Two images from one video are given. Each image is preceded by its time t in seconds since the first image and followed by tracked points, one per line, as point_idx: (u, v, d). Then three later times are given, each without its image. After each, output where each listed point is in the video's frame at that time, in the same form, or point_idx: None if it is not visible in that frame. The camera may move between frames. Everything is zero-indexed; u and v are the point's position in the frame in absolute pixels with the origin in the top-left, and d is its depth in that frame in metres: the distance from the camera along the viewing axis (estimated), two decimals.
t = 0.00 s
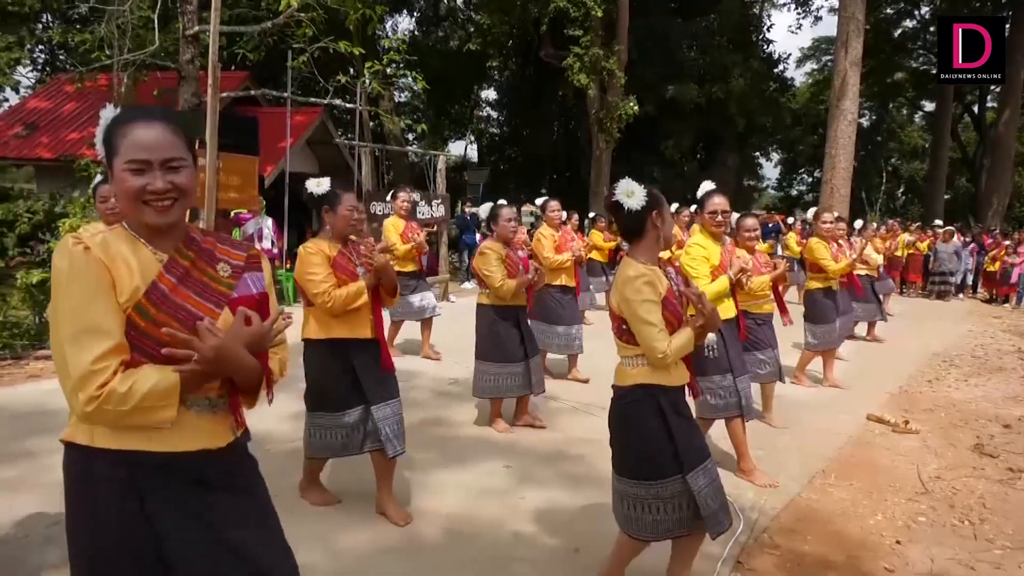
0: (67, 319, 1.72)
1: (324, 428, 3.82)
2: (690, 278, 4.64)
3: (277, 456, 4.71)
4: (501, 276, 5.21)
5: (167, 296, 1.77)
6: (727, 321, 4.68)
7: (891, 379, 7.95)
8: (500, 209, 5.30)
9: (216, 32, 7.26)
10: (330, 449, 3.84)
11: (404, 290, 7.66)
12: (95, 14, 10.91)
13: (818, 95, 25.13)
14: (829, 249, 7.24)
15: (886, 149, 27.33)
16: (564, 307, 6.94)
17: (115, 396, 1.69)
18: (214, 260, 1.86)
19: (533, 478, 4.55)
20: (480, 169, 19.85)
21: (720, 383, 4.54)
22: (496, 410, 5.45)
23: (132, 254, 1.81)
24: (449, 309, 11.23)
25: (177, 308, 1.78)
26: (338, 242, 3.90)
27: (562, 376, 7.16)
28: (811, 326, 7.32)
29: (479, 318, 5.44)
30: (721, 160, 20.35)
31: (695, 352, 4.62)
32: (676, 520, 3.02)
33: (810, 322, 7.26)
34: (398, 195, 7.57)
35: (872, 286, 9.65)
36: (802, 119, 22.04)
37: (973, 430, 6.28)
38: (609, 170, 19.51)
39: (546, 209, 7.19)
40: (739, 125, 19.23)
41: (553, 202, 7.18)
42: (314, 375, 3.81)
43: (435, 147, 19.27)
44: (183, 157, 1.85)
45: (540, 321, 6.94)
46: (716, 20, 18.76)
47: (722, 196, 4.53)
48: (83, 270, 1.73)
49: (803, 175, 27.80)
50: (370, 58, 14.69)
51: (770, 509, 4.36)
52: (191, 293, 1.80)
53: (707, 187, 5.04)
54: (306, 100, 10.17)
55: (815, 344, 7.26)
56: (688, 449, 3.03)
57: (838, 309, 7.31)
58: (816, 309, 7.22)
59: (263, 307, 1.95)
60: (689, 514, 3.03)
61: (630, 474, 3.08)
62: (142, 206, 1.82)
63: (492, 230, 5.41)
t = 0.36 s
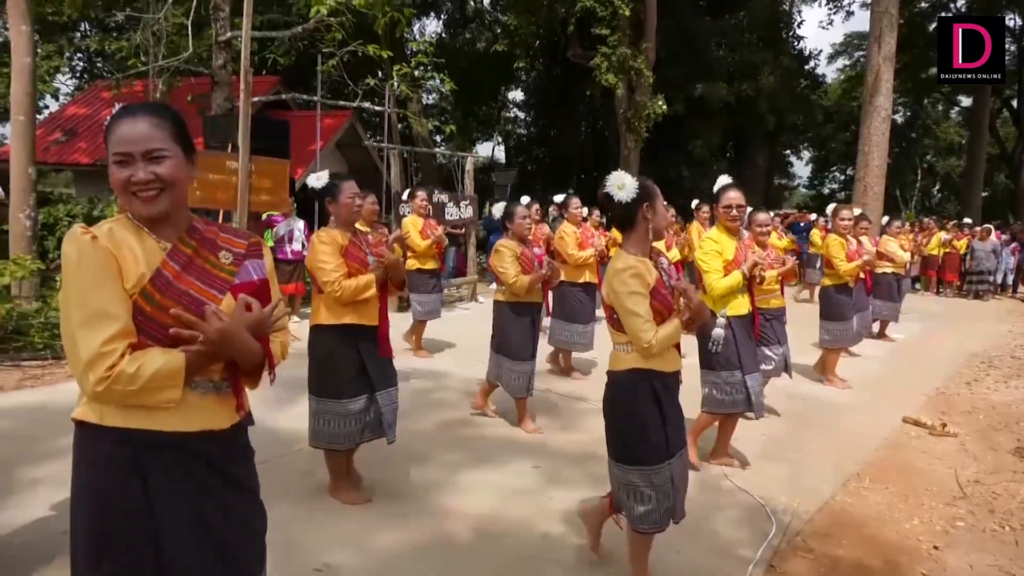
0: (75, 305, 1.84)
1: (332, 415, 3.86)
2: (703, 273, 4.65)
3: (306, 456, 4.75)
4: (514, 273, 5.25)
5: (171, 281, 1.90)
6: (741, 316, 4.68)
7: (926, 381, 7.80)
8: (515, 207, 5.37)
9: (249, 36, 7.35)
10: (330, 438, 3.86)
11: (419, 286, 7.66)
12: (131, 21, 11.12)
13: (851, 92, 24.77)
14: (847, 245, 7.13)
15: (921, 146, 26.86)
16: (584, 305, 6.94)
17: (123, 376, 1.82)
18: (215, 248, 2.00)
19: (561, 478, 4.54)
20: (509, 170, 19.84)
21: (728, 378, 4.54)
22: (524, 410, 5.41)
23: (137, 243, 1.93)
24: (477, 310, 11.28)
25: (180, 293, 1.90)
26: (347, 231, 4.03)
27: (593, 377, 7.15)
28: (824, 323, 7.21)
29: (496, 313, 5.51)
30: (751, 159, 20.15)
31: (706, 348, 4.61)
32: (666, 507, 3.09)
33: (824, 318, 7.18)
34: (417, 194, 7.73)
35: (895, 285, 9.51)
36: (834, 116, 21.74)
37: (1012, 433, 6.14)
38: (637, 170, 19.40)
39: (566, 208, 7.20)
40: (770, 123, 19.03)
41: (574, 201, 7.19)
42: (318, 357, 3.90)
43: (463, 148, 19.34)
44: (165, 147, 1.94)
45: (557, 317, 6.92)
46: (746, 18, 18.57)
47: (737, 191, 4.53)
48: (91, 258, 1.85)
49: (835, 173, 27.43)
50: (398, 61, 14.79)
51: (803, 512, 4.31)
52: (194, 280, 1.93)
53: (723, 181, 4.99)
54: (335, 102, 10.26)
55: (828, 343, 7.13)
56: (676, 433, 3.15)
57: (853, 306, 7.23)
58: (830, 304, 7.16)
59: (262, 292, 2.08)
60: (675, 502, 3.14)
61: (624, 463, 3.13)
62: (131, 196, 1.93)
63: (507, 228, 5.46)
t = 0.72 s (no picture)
0: (83, 297, 1.92)
1: (352, 408, 3.90)
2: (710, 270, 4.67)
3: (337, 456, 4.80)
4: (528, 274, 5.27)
5: (175, 277, 1.97)
6: (745, 316, 4.65)
7: (962, 384, 7.64)
8: (525, 209, 5.38)
9: (279, 41, 7.45)
10: (354, 427, 3.87)
11: (442, 286, 7.71)
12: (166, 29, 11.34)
13: (883, 90, 24.39)
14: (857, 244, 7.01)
15: (956, 144, 26.35)
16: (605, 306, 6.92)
17: (125, 365, 1.89)
18: (221, 245, 2.08)
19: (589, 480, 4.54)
20: (536, 171, 19.80)
21: (715, 375, 4.66)
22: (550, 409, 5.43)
23: (143, 240, 2.01)
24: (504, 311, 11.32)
25: (184, 289, 1.98)
26: (364, 232, 4.10)
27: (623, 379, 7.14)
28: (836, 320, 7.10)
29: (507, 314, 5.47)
30: (781, 158, 19.92)
31: (707, 344, 4.74)
32: (645, 492, 3.12)
33: (836, 316, 7.06)
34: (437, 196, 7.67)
35: (919, 284, 9.33)
36: (865, 115, 21.42)
37: None
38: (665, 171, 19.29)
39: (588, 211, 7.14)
40: (800, 122, 18.80)
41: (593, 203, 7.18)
42: (333, 352, 3.97)
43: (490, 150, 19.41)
44: (171, 147, 2.01)
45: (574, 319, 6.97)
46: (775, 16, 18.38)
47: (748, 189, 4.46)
48: (98, 254, 1.93)
49: (867, 172, 27.03)
50: (425, 64, 14.86)
51: (836, 516, 4.25)
52: (197, 276, 2.00)
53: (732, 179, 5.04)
54: (364, 106, 10.33)
55: (847, 342, 7.01)
56: (649, 423, 3.24)
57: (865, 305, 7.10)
58: (843, 303, 7.01)
59: (263, 288, 2.15)
60: (657, 489, 3.17)
61: (600, 447, 3.23)
62: (138, 191, 2.01)
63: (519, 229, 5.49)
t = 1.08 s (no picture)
0: (88, 308, 1.95)
1: (367, 406, 3.95)
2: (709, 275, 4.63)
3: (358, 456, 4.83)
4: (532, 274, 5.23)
5: (175, 285, 1.99)
6: (744, 319, 4.61)
7: (990, 386, 7.51)
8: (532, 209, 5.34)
9: (302, 43, 7.52)
10: (365, 424, 3.96)
11: (458, 288, 7.71)
12: (192, 32, 11.49)
13: (909, 88, 24.07)
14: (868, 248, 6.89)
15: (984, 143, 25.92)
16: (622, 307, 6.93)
17: (132, 374, 1.93)
18: (220, 250, 2.08)
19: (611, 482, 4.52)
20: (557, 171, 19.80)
21: (724, 377, 4.60)
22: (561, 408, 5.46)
23: (144, 250, 2.03)
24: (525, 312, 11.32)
25: (184, 296, 2.00)
26: (371, 234, 4.13)
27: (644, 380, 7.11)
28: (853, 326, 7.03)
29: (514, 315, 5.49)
30: (804, 158, 19.73)
31: (705, 345, 4.71)
32: (658, 481, 3.15)
33: (853, 320, 7.00)
34: (452, 201, 7.73)
35: (932, 285, 9.19)
36: (891, 114, 21.14)
37: None
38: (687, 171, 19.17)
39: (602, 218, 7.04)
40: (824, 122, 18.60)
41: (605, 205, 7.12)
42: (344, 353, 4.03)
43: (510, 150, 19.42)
44: (172, 160, 2.04)
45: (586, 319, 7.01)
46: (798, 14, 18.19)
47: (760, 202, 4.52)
48: (99, 266, 1.96)
49: (893, 172, 26.70)
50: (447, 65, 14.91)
51: (861, 520, 4.20)
52: (198, 283, 2.01)
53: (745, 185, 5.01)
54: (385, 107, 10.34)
55: (863, 343, 6.95)
56: (654, 413, 3.23)
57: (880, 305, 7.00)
58: (858, 305, 6.93)
59: (264, 293, 2.16)
60: (670, 476, 3.18)
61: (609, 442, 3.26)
62: (141, 204, 2.04)
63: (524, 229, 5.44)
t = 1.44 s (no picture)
0: (84, 306, 1.98)
1: (355, 399, 4.00)
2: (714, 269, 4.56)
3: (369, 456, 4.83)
4: (531, 269, 5.24)
5: (169, 281, 2.01)
6: (749, 313, 4.64)
7: (1011, 388, 7.42)
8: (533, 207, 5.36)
9: (318, 45, 7.56)
10: (352, 418, 4.02)
11: (460, 286, 7.75)
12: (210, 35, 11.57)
13: (928, 87, 23.82)
14: (876, 244, 6.78)
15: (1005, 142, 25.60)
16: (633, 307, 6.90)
17: (127, 369, 1.95)
18: (213, 248, 2.10)
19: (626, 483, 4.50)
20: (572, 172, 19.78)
21: (727, 373, 4.54)
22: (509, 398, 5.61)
23: (138, 248, 2.05)
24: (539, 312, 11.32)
25: (178, 292, 2.01)
26: (367, 231, 4.14)
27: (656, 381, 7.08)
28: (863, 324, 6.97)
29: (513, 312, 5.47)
30: (822, 158, 19.58)
31: (712, 341, 4.64)
32: (609, 475, 3.20)
33: (861, 318, 6.95)
34: (458, 198, 7.67)
35: (937, 284, 9.08)
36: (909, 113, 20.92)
37: None
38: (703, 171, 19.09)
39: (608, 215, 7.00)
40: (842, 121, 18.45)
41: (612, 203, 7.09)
42: (343, 349, 4.06)
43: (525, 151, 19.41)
44: (166, 158, 2.05)
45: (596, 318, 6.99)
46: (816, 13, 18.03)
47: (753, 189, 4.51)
48: (94, 265, 1.98)
49: (912, 172, 26.45)
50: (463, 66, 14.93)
51: (881, 524, 4.15)
52: (191, 279, 2.03)
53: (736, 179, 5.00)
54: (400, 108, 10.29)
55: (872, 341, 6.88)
56: (636, 415, 3.21)
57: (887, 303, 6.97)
58: (865, 303, 6.90)
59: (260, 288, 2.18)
60: (627, 476, 3.20)
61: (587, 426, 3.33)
62: (136, 203, 2.05)
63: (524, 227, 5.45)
